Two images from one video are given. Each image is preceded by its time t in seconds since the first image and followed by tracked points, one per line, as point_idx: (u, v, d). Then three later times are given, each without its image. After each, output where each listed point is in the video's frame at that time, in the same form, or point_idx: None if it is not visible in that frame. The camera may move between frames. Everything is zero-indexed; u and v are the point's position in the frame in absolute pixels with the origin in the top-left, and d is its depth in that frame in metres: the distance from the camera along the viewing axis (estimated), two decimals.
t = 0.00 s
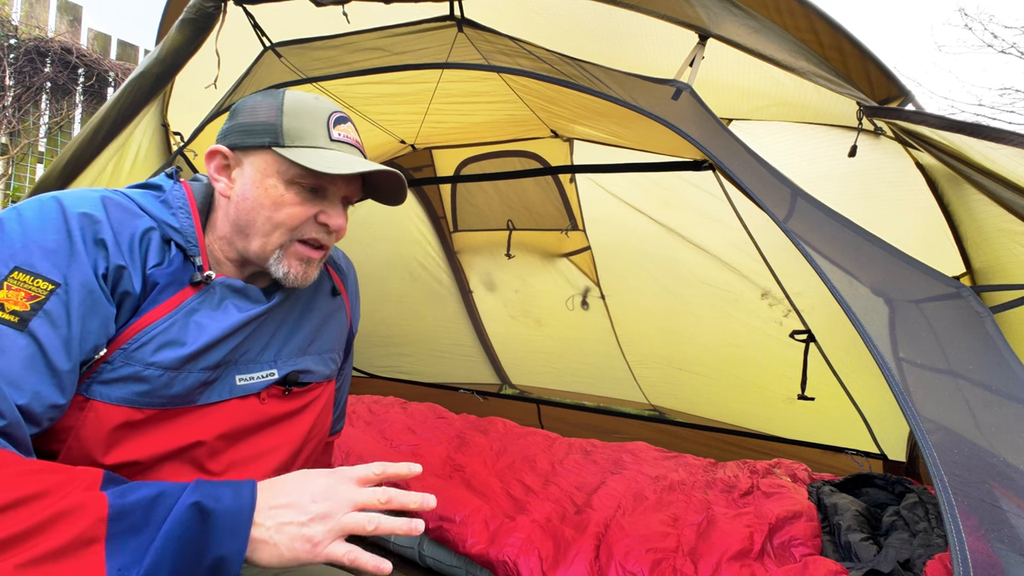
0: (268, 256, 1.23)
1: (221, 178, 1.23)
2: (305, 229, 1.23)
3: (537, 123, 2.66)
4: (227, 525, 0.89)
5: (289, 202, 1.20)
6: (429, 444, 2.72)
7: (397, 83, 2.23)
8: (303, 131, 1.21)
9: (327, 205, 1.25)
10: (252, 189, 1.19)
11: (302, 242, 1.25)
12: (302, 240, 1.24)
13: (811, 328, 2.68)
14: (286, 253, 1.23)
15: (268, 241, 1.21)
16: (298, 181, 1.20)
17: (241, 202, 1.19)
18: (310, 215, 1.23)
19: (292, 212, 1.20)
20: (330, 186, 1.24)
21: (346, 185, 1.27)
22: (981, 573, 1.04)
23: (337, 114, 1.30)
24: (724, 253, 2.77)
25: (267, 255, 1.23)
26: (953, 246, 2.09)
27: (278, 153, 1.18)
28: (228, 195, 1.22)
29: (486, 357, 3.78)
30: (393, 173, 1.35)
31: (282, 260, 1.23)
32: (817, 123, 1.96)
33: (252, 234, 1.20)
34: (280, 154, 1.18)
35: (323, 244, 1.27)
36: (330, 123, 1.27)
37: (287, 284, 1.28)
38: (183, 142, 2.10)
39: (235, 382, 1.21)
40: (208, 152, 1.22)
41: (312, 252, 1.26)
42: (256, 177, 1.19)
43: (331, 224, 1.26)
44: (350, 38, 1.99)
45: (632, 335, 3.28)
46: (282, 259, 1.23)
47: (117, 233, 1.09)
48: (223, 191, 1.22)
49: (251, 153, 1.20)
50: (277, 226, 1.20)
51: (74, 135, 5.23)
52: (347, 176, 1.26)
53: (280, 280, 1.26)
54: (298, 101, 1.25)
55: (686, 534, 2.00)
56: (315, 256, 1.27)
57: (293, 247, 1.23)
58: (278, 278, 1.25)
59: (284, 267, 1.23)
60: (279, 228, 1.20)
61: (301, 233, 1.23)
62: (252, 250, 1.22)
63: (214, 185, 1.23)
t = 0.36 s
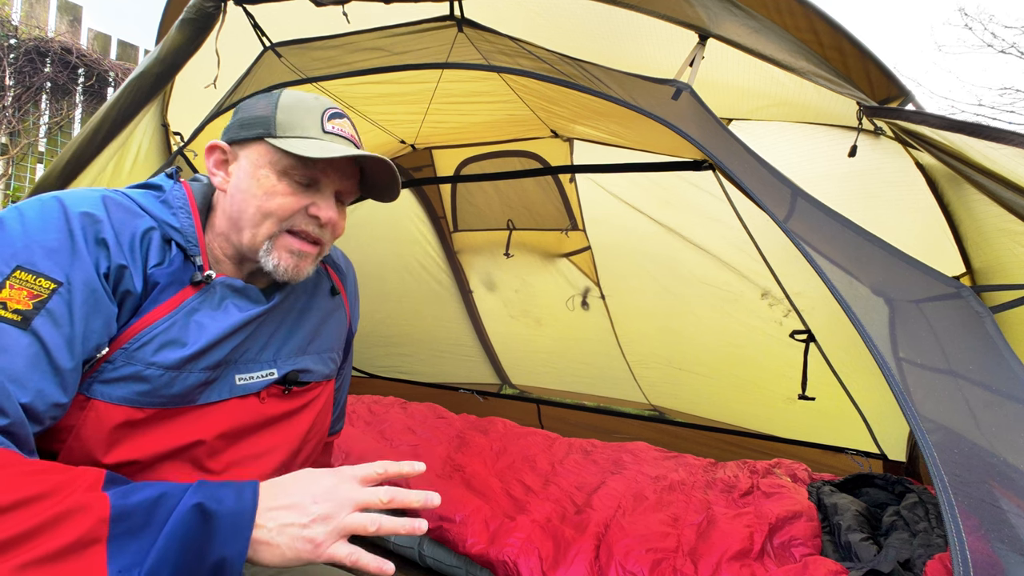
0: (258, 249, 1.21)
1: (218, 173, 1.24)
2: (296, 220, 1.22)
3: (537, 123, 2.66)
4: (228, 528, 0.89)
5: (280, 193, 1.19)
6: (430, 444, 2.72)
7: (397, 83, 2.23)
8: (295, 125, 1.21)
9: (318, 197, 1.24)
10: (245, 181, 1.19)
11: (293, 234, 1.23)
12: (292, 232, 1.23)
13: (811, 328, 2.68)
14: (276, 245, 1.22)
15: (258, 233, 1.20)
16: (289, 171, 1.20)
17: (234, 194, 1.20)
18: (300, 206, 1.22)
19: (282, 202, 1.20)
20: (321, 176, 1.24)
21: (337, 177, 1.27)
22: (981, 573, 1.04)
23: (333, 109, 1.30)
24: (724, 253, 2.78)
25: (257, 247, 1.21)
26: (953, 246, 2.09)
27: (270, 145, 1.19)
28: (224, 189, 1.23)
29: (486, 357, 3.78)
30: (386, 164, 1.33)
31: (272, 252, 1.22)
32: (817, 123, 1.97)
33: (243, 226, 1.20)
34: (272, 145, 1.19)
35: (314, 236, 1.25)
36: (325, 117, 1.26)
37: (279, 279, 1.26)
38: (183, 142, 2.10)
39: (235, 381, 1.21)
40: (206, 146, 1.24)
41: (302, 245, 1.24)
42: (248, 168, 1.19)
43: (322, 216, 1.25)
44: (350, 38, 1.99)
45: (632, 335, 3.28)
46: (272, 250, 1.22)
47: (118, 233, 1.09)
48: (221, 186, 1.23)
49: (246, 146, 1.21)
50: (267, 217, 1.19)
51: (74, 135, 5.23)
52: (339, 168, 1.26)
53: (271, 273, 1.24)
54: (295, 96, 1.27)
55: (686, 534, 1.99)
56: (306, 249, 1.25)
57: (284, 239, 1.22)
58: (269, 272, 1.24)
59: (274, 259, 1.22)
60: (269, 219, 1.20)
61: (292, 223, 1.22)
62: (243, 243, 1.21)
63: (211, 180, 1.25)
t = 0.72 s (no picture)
0: (228, 239, 1.21)
1: (216, 168, 1.31)
2: (266, 210, 1.21)
3: (537, 123, 2.66)
4: (232, 523, 0.89)
5: (251, 179, 1.20)
6: (430, 444, 2.72)
7: (397, 83, 2.23)
8: (277, 113, 1.23)
9: (291, 187, 1.23)
10: (226, 172, 1.24)
11: (263, 225, 1.21)
12: (262, 223, 1.21)
13: (811, 328, 2.68)
14: (244, 236, 1.20)
15: (229, 221, 1.20)
16: (261, 158, 1.21)
17: (218, 186, 1.25)
18: (271, 194, 1.21)
19: (252, 189, 1.20)
20: (295, 165, 1.24)
21: (314, 171, 1.26)
22: (982, 573, 1.04)
23: (322, 104, 1.28)
24: (724, 253, 2.78)
25: (228, 237, 1.21)
26: (953, 246, 2.09)
27: (250, 134, 1.23)
28: (216, 183, 1.29)
29: (486, 357, 3.78)
30: (367, 155, 1.30)
31: (239, 244, 1.20)
32: (817, 123, 1.97)
33: (219, 216, 1.22)
34: (250, 136, 1.23)
35: (284, 228, 1.22)
36: (308, 108, 1.24)
37: (248, 274, 1.23)
38: (183, 142, 2.10)
39: (237, 383, 1.21)
40: (212, 145, 1.32)
41: (271, 237, 1.21)
42: (231, 159, 1.24)
43: (292, 206, 1.21)
44: (350, 38, 1.99)
45: (632, 335, 3.28)
46: (239, 241, 1.20)
47: (122, 233, 1.09)
48: (214, 180, 1.30)
49: (235, 140, 1.28)
50: (237, 205, 1.20)
51: (74, 135, 5.23)
52: (315, 158, 1.26)
53: (238, 266, 1.21)
54: (287, 95, 1.28)
55: (686, 534, 1.99)
56: (274, 241, 1.21)
57: (251, 229, 1.20)
58: (236, 265, 1.21)
59: (239, 249, 1.19)
60: (239, 206, 1.20)
61: (261, 213, 1.21)
62: (219, 234, 1.22)
63: (212, 176, 1.32)
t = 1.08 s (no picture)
0: (229, 239, 1.21)
1: (215, 169, 1.31)
2: (266, 208, 1.21)
3: (537, 123, 2.66)
4: (235, 526, 0.89)
5: (250, 178, 1.20)
6: (430, 444, 2.71)
7: (397, 83, 2.23)
8: (275, 111, 1.24)
9: (291, 185, 1.23)
10: (225, 173, 1.24)
11: (264, 224, 1.21)
12: (263, 222, 1.21)
13: (811, 328, 2.68)
14: (245, 236, 1.20)
15: (230, 222, 1.20)
16: (259, 157, 1.21)
17: (218, 187, 1.25)
18: (270, 192, 1.21)
19: (251, 188, 1.20)
20: (294, 162, 1.24)
21: (312, 168, 1.26)
22: (982, 572, 1.05)
23: (320, 102, 1.28)
24: (724, 254, 2.78)
25: (229, 237, 1.21)
26: (953, 246, 2.09)
27: (248, 133, 1.23)
28: (216, 184, 1.29)
29: (486, 357, 3.78)
30: (365, 151, 1.30)
31: (241, 243, 1.20)
32: (817, 124, 1.97)
33: (220, 217, 1.22)
34: (248, 135, 1.23)
35: (285, 226, 1.22)
36: (305, 106, 1.24)
37: (251, 273, 1.23)
38: (183, 142, 2.10)
39: (238, 385, 1.21)
40: (212, 146, 1.33)
41: (273, 236, 1.21)
42: (230, 159, 1.24)
43: (291, 203, 1.21)
44: (350, 38, 1.99)
45: (632, 335, 3.28)
46: (241, 241, 1.20)
47: (124, 234, 1.09)
48: (214, 181, 1.30)
49: (233, 140, 1.28)
50: (238, 205, 1.20)
51: (74, 135, 5.23)
52: (314, 154, 1.26)
53: (240, 266, 1.21)
54: (285, 93, 1.29)
55: (686, 534, 1.99)
56: (275, 240, 1.21)
57: (252, 228, 1.20)
58: (239, 265, 1.21)
59: (242, 249, 1.19)
60: (239, 205, 1.20)
61: (261, 211, 1.21)
62: (221, 235, 1.22)
63: (212, 177, 1.32)
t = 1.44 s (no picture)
0: (229, 234, 1.19)
1: (215, 168, 1.31)
2: (267, 203, 1.21)
3: (537, 123, 2.66)
4: (232, 538, 0.92)
5: (252, 172, 1.20)
6: (430, 444, 2.71)
7: (397, 83, 2.23)
8: (276, 107, 1.24)
9: (292, 179, 1.24)
10: (226, 169, 1.24)
11: (265, 219, 1.20)
12: (264, 217, 1.21)
13: (811, 328, 2.67)
14: (246, 230, 1.19)
15: (231, 217, 1.20)
16: (261, 151, 1.22)
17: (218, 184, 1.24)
18: (272, 186, 1.21)
19: (253, 183, 1.20)
20: (295, 157, 1.25)
21: (314, 162, 1.27)
22: (981, 573, 1.05)
23: (320, 99, 1.28)
24: (724, 254, 2.78)
25: (229, 232, 1.19)
26: (953, 246, 2.09)
27: (249, 129, 1.24)
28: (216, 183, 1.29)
29: (486, 357, 3.78)
30: (367, 146, 1.30)
31: (241, 238, 1.18)
32: (817, 124, 1.97)
33: (220, 213, 1.21)
34: (249, 131, 1.24)
35: (286, 221, 1.22)
36: (306, 103, 1.24)
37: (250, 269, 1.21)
38: (183, 142, 2.10)
39: (237, 386, 1.20)
40: (211, 146, 1.33)
41: (274, 230, 1.20)
42: (231, 156, 1.24)
43: (293, 197, 1.22)
44: (350, 38, 1.99)
45: (632, 335, 3.28)
46: (241, 236, 1.18)
47: (123, 234, 1.09)
48: (214, 180, 1.30)
49: (234, 138, 1.28)
50: (239, 200, 1.20)
51: (74, 135, 5.22)
52: (315, 149, 1.26)
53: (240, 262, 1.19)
54: (285, 91, 1.29)
55: (686, 534, 1.99)
56: (276, 234, 1.20)
57: (253, 223, 1.19)
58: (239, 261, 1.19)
59: (241, 243, 1.18)
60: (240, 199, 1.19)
61: (263, 206, 1.20)
62: (221, 231, 1.21)
63: (211, 176, 1.32)
